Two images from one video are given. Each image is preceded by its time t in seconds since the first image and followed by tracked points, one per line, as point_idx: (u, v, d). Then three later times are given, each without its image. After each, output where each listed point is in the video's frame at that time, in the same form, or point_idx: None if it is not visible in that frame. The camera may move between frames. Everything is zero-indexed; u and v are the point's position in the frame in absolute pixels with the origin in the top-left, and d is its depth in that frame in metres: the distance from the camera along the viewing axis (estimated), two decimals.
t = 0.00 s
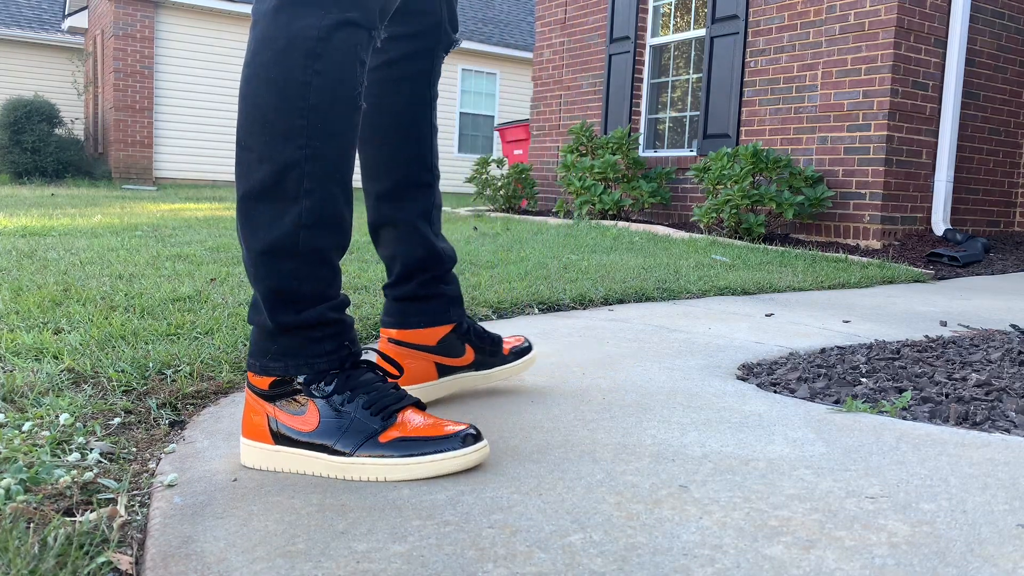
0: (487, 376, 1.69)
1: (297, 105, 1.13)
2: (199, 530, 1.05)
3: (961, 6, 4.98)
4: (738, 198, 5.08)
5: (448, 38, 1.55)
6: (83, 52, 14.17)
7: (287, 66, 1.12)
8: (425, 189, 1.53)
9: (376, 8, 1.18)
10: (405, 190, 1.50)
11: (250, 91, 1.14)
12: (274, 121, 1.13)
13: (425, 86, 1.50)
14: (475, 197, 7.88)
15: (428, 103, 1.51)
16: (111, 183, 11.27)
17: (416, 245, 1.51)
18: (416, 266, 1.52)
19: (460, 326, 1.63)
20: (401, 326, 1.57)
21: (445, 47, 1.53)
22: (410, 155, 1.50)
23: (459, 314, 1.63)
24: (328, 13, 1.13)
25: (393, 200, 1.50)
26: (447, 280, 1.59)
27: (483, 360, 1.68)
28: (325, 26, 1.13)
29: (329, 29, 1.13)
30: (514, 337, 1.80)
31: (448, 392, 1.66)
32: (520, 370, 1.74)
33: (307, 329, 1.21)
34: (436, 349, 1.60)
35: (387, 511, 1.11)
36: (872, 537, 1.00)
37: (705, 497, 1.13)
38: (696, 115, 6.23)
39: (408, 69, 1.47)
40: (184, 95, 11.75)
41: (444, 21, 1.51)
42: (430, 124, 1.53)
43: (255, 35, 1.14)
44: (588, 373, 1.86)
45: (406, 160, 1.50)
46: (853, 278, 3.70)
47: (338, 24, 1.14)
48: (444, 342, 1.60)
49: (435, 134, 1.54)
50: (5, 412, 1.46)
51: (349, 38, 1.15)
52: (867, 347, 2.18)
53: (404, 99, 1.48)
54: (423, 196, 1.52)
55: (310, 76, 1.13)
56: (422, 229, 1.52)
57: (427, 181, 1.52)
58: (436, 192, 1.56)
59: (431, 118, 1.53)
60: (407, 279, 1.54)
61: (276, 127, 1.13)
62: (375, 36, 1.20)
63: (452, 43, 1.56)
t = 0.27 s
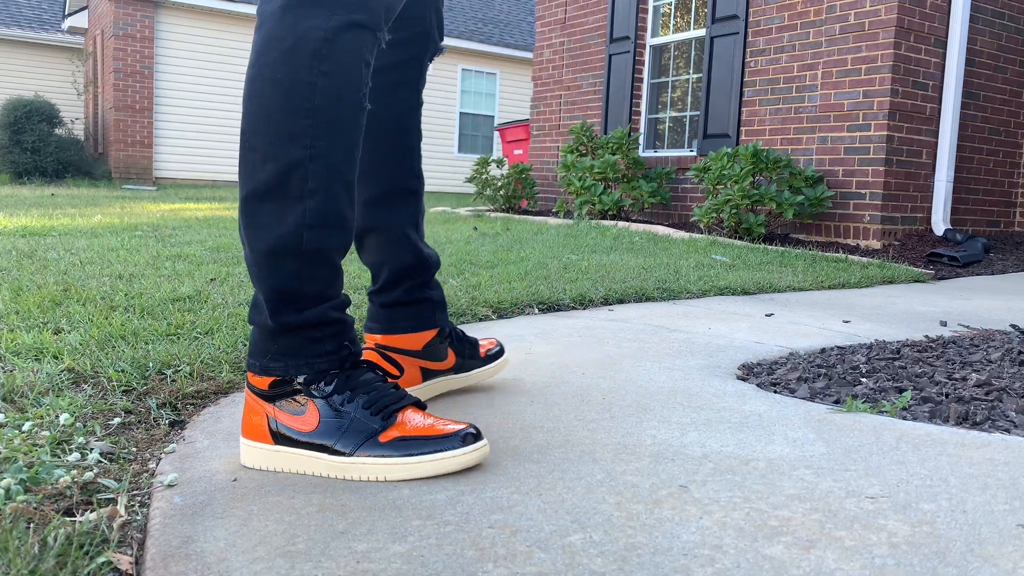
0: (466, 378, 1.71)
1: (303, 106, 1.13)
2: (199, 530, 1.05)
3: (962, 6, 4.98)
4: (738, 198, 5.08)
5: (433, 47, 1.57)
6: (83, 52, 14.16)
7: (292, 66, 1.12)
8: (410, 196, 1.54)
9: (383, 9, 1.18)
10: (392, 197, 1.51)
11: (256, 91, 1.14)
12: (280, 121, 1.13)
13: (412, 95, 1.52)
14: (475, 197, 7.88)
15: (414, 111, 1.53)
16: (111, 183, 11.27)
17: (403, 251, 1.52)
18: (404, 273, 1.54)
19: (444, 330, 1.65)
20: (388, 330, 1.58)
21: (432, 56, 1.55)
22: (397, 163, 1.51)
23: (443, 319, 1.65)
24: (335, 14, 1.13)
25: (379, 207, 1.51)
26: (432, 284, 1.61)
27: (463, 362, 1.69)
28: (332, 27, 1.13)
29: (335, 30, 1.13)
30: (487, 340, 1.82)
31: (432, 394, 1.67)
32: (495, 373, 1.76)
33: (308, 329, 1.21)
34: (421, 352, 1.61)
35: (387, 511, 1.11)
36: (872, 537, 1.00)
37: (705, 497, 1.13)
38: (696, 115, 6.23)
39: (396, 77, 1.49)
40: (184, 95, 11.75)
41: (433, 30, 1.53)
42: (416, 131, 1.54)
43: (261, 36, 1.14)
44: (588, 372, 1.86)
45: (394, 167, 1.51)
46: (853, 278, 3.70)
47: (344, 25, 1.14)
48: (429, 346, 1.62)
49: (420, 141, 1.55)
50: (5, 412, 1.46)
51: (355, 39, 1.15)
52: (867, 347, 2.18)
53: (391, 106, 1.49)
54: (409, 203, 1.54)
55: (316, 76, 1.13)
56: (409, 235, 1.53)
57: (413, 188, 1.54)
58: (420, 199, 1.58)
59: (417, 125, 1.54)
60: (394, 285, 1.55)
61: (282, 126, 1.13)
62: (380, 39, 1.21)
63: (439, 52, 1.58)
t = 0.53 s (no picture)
0: (456, 384, 1.71)
1: (313, 106, 1.13)
2: (199, 530, 1.05)
3: (962, 6, 4.98)
4: (738, 198, 5.08)
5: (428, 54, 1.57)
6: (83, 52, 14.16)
7: (303, 66, 1.12)
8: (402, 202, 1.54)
9: (393, 12, 1.18)
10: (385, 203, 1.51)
11: (266, 90, 1.14)
12: (289, 121, 1.13)
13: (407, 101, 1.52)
14: (475, 197, 7.88)
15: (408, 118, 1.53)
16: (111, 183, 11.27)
17: (395, 258, 1.53)
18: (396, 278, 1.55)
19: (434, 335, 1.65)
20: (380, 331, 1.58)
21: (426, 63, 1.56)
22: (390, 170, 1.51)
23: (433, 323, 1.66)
24: (347, 16, 1.13)
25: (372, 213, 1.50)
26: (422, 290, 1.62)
27: (454, 368, 1.70)
28: (343, 28, 1.13)
29: (347, 31, 1.13)
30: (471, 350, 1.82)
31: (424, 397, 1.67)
32: (484, 378, 1.77)
33: (309, 328, 1.21)
34: (412, 355, 1.62)
35: (387, 511, 1.11)
36: (873, 537, 1.00)
37: (705, 497, 1.13)
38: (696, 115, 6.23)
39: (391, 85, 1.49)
40: (185, 95, 11.75)
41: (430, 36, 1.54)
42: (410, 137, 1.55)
43: (273, 36, 1.14)
44: (589, 373, 1.86)
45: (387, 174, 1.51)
46: (853, 278, 3.70)
47: (355, 27, 1.14)
48: (421, 348, 1.63)
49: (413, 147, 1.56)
50: (5, 412, 1.46)
51: (366, 41, 1.15)
52: (867, 347, 2.18)
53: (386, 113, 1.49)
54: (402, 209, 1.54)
55: (326, 77, 1.13)
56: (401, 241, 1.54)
57: (406, 194, 1.54)
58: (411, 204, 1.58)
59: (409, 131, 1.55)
60: (386, 291, 1.56)
61: (291, 126, 1.13)
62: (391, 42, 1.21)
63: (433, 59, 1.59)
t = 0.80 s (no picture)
0: (457, 386, 1.71)
1: (325, 107, 1.13)
2: (199, 530, 1.05)
3: (962, 6, 4.98)
4: (738, 198, 5.08)
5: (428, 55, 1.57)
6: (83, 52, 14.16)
7: (317, 67, 1.12)
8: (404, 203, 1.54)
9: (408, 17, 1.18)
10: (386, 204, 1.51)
11: (279, 88, 1.14)
12: (300, 121, 1.13)
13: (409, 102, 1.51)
14: (475, 197, 7.88)
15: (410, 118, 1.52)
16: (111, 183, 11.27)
17: (397, 259, 1.53)
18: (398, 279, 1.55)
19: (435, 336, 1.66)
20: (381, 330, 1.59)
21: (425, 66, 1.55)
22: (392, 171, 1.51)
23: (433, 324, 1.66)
24: (362, 19, 1.14)
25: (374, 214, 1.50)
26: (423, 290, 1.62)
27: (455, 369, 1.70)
28: (358, 31, 1.13)
29: (362, 33, 1.14)
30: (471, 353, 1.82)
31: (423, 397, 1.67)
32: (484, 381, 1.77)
33: (311, 327, 1.21)
34: (412, 356, 1.62)
35: (387, 511, 1.11)
36: (872, 537, 1.00)
37: (705, 497, 1.13)
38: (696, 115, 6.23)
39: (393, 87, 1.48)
40: (185, 95, 11.75)
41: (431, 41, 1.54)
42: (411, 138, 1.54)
43: (288, 36, 1.14)
44: (589, 373, 1.86)
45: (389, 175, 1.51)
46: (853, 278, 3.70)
47: (370, 31, 1.14)
48: (421, 348, 1.63)
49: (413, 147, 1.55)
50: (5, 412, 1.45)
51: (380, 45, 1.16)
52: (867, 347, 2.18)
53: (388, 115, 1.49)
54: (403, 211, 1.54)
55: (339, 78, 1.13)
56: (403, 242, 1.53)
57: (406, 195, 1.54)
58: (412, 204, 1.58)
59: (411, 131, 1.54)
60: (387, 292, 1.57)
61: (303, 125, 1.13)
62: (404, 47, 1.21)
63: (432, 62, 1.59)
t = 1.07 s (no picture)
0: (457, 387, 1.71)
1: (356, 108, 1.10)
2: (199, 530, 1.05)
3: (962, 6, 4.98)
4: (738, 198, 5.08)
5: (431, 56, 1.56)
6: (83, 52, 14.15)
7: (352, 68, 1.10)
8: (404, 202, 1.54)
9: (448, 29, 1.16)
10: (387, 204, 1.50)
11: (312, 85, 1.12)
12: (329, 119, 1.11)
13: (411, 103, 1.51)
14: (475, 197, 7.88)
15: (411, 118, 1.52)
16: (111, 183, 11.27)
17: (398, 259, 1.52)
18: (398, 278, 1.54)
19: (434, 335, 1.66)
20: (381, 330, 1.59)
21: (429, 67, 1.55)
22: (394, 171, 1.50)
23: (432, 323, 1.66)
24: (403, 25, 1.11)
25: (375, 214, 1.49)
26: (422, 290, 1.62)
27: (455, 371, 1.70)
28: (397, 37, 1.11)
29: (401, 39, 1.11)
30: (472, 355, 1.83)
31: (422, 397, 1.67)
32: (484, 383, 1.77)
33: (318, 324, 1.21)
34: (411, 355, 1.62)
35: (387, 511, 1.11)
36: (872, 537, 1.00)
37: (705, 497, 1.13)
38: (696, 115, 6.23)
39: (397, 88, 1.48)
40: (185, 95, 11.75)
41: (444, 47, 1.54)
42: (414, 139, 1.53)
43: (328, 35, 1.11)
44: (589, 373, 1.86)
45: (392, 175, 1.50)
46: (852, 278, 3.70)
47: (409, 39, 1.12)
48: (421, 349, 1.63)
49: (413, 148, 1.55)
50: (5, 412, 1.45)
51: (417, 54, 1.13)
52: (867, 347, 2.18)
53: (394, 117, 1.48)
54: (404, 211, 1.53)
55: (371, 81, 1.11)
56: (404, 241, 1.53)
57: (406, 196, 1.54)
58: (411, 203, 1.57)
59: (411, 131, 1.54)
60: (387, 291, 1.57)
61: (331, 123, 1.10)
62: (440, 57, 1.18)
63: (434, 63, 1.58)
